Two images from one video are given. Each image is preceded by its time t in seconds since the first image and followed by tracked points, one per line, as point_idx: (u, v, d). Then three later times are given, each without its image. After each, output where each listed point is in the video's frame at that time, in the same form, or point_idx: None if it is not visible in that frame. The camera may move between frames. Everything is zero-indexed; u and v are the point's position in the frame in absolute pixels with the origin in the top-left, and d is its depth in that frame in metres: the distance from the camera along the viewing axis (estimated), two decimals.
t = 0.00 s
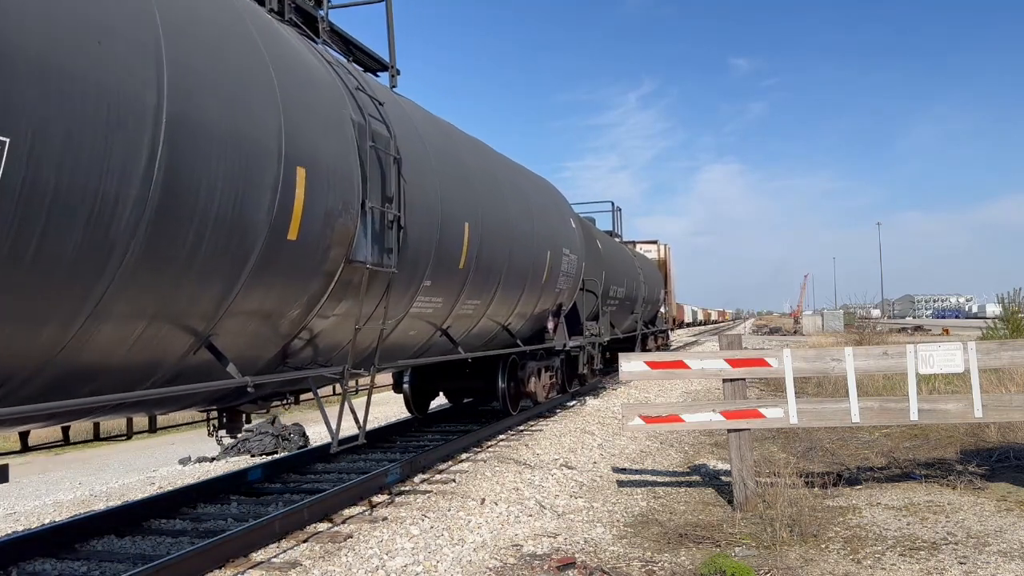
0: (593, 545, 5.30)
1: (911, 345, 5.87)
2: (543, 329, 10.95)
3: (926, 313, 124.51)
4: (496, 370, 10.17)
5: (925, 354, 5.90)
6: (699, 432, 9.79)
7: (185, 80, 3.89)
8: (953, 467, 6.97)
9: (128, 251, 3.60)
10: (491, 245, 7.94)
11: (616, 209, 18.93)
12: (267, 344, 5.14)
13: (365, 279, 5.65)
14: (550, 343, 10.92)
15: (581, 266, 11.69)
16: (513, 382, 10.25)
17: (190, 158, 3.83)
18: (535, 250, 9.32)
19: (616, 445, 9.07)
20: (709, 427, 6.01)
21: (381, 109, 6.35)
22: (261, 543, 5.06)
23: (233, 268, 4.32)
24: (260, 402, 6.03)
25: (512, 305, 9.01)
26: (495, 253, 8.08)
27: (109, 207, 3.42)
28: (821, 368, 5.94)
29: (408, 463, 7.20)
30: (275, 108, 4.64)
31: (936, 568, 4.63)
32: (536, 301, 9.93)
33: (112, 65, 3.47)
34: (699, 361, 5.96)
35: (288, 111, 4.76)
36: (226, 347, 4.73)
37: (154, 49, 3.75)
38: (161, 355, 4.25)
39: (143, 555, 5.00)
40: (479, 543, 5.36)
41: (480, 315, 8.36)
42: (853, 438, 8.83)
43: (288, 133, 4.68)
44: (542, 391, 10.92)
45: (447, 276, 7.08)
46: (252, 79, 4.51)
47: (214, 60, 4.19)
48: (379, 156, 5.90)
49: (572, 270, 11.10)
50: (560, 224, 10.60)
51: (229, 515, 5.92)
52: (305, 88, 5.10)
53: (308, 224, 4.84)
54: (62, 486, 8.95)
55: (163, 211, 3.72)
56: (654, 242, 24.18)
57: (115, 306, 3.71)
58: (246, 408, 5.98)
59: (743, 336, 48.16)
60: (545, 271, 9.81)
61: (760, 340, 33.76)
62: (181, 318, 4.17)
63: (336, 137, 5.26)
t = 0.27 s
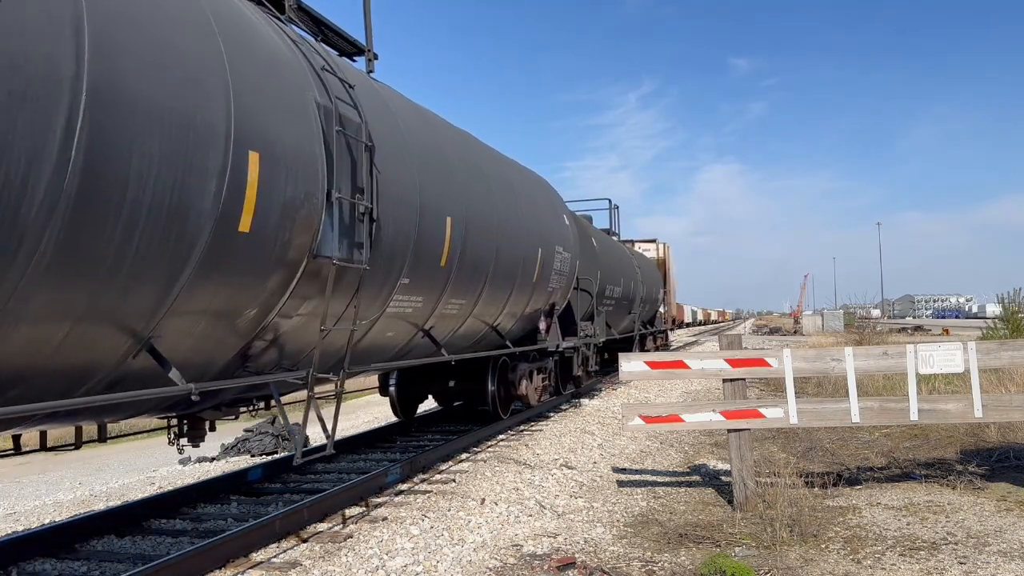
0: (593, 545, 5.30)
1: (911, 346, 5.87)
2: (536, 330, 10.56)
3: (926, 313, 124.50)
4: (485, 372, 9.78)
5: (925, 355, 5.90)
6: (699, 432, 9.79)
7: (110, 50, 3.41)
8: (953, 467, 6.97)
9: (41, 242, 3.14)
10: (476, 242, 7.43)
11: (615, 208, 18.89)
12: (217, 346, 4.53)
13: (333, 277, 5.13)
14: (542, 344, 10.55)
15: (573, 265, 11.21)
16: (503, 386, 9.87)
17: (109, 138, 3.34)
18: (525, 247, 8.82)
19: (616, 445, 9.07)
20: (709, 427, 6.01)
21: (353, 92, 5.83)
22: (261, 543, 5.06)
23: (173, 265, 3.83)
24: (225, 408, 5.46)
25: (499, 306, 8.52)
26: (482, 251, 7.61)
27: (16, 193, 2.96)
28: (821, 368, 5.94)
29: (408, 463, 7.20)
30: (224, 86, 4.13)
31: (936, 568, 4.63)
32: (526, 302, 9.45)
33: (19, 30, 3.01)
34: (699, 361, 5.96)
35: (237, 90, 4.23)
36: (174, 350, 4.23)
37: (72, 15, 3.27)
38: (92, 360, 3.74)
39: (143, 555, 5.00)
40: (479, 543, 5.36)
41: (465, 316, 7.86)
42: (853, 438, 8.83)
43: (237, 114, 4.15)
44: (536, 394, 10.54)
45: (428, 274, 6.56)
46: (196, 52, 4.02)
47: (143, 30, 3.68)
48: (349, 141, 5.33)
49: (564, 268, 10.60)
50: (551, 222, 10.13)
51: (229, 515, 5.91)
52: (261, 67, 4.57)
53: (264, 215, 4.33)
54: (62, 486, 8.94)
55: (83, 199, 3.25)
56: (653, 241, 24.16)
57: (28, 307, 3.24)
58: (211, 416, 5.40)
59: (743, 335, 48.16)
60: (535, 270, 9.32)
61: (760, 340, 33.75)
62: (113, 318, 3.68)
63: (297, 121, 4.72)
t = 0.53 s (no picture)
0: (593, 545, 5.30)
1: (911, 346, 5.87)
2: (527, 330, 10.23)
3: (926, 313, 124.47)
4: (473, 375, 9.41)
5: (925, 355, 5.90)
6: (699, 432, 9.79)
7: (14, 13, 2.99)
8: (953, 467, 6.97)
9: None
10: (457, 237, 7.00)
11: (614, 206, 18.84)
12: (163, 348, 4.09)
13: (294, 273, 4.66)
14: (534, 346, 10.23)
15: (564, 262, 10.80)
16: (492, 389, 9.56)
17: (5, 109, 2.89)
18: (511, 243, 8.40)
19: (616, 445, 9.07)
20: (709, 427, 6.01)
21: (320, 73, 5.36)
22: (261, 543, 5.06)
23: (98, 260, 3.39)
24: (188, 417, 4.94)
25: (484, 305, 8.12)
26: (463, 248, 7.18)
27: None
28: (821, 368, 5.94)
29: (408, 463, 7.20)
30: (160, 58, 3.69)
31: (936, 568, 4.63)
32: (513, 302, 9.02)
33: None
34: (699, 361, 5.96)
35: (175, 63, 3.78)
36: (109, 353, 3.78)
37: None
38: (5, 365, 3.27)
39: (143, 555, 5.00)
40: (479, 543, 5.36)
41: (447, 316, 7.45)
42: (853, 438, 8.83)
43: (174, 90, 3.70)
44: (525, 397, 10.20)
45: (405, 272, 6.13)
46: (128, 20, 3.58)
47: None
48: (312, 125, 4.84)
49: (554, 266, 10.18)
50: (541, 219, 9.72)
51: (229, 515, 5.91)
52: (206, 38, 4.11)
53: (208, 204, 3.87)
54: (62, 486, 8.95)
55: None
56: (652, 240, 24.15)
57: None
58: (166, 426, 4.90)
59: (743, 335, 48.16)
60: (523, 268, 8.91)
61: (760, 340, 33.75)
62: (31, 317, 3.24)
63: (246, 100, 4.25)
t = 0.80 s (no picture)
0: (592, 545, 5.30)
1: (911, 346, 5.87)
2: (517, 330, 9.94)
3: (926, 313, 124.48)
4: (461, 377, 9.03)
5: (925, 354, 5.90)
6: (699, 432, 9.79)
7: None
8: (953, 467, 6.97)
9: None
10: (438, 231, 6.63)
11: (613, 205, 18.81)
12: (95, 350, 3.71)
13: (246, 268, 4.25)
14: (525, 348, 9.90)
15: (557, 259, 10.42)
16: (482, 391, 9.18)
17: None
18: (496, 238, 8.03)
19: (616, 444, 9.07)
20: (709, 427, 6.01)
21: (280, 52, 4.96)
22: (262, 544, 5.06)
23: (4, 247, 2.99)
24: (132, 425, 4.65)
25: (469, 305, 7.77)
26: (445, 244, 6.81)
27: None
28: (821, 368, 5.94)
29: (408, 463, 7.20)
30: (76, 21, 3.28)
31: (936, 568, 4.63)
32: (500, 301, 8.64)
33: None
34: (699, 361, 5.96)
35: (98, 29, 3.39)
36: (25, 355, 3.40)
37: None
38: None
39: (143, 555, 5.00)
40: (479, 543, 5.36)
41: (429, 315, 7.10)
42: (853, 438, 8.83)
43: (96, 58, 3.32)
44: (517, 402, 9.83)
45: (380, 268, 5.75)
46: None
47: None
48: (269, 106, 4.43)
49: (545, 263, 9.81)
50: (531, 214, 9.34)
51: (229, 515, 5.91)
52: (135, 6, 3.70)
53: (135, 187, 3.47)
54: (62, 486, 8.95)
55: None
56: (650, 239, 24.15)
57: None
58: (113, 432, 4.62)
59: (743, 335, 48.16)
60: (511, 264, 8.54)
61: (760, 340, 33.75)
62: None
63: (186, 73, 3.85)
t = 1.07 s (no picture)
0: (593, 545, 5.30)
1: (911, 345, 5.87)
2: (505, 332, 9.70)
3: (926, 313, 124.47)
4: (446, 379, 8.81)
5: (925, 354, 5.90)
6: (699, 432, 9.79)
7: None
8: (953, 467, 6.97)
9: None
10: (415, 224, 6.26)
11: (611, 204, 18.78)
12: (20, 354, 3.35)
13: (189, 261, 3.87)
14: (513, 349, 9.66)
15: (546, 256, 10.08)
16: (469, 395, 8.96)
17: None
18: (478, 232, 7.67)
19: (616, 444, 9.07)
20: (709, 427, 6.01)
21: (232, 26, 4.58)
22: (262, 543, 5.06)
23: None
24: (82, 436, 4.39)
25: (449, 304, 7.43)
26: (423, 239, 6.45)
27: None
28: (821, 368, 5.94)
29: (408, 463, 7.20)
30: None
31: (936, 568, 4.63)
32: (484, 299, 8.30)
33: None
34: (699, 361, 5.96)
35: None
36: None
37: None
38: None
39: (143, 555, 5.00)
40: (479, 543, 5.36)
41: (407, 314, 6.73)
42: (853, 438, 8.83)
43: None
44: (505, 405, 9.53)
45: (349, 263, 5.38)
46: None
47: None
48: (217, 83, 4.05)
49: (533, 260, 9.47)
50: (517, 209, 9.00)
51: (229, 515, 5.91)
52: None
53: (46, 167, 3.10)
54: (62, 486, 8.94)
55: None
56: (649, 238, 24.15)
57: None
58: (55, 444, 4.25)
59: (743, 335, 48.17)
60: (495, 261, 8.20)
61: (760, 340, 33.75)
62: None
63: (112, 42, 3.48)
